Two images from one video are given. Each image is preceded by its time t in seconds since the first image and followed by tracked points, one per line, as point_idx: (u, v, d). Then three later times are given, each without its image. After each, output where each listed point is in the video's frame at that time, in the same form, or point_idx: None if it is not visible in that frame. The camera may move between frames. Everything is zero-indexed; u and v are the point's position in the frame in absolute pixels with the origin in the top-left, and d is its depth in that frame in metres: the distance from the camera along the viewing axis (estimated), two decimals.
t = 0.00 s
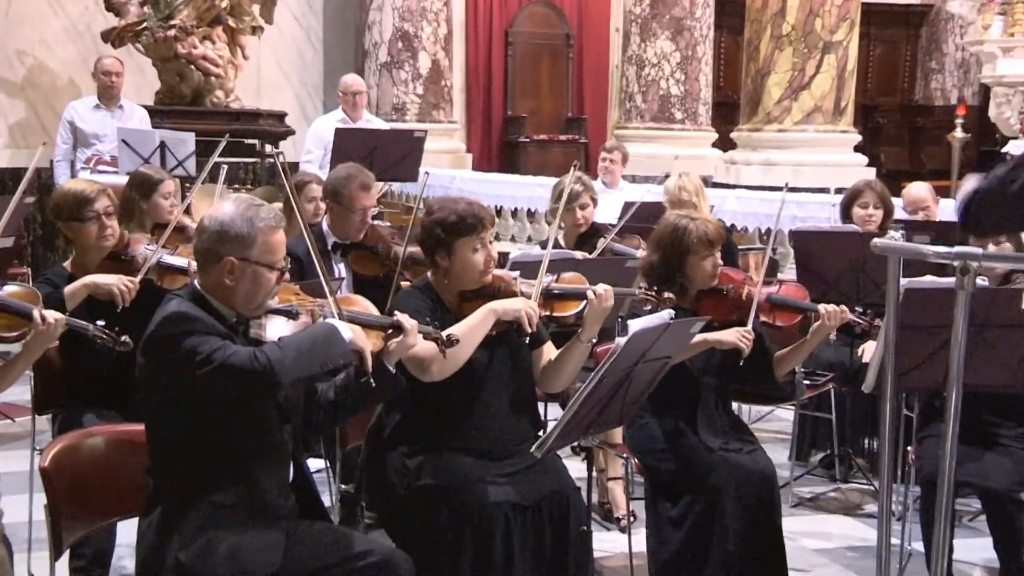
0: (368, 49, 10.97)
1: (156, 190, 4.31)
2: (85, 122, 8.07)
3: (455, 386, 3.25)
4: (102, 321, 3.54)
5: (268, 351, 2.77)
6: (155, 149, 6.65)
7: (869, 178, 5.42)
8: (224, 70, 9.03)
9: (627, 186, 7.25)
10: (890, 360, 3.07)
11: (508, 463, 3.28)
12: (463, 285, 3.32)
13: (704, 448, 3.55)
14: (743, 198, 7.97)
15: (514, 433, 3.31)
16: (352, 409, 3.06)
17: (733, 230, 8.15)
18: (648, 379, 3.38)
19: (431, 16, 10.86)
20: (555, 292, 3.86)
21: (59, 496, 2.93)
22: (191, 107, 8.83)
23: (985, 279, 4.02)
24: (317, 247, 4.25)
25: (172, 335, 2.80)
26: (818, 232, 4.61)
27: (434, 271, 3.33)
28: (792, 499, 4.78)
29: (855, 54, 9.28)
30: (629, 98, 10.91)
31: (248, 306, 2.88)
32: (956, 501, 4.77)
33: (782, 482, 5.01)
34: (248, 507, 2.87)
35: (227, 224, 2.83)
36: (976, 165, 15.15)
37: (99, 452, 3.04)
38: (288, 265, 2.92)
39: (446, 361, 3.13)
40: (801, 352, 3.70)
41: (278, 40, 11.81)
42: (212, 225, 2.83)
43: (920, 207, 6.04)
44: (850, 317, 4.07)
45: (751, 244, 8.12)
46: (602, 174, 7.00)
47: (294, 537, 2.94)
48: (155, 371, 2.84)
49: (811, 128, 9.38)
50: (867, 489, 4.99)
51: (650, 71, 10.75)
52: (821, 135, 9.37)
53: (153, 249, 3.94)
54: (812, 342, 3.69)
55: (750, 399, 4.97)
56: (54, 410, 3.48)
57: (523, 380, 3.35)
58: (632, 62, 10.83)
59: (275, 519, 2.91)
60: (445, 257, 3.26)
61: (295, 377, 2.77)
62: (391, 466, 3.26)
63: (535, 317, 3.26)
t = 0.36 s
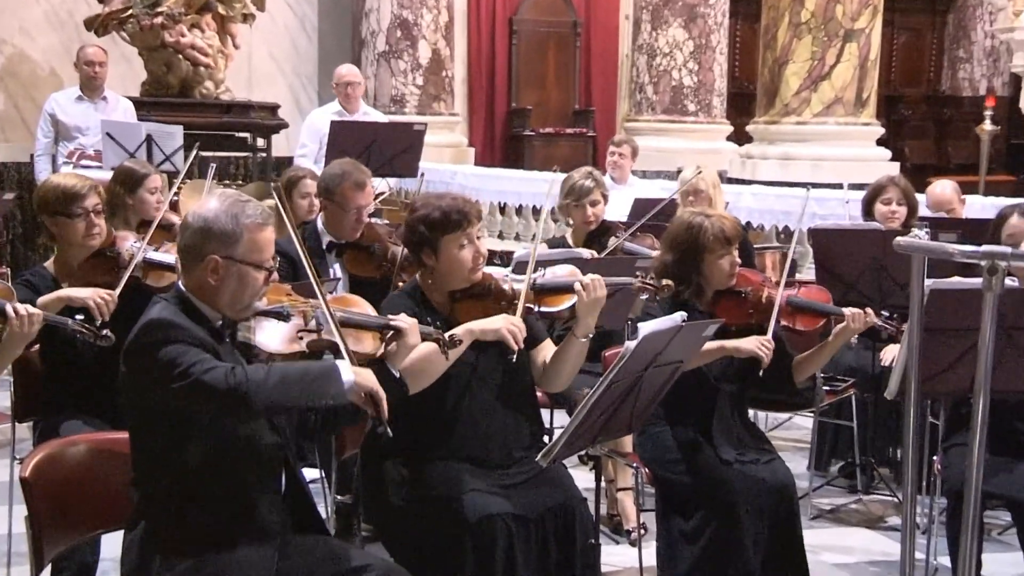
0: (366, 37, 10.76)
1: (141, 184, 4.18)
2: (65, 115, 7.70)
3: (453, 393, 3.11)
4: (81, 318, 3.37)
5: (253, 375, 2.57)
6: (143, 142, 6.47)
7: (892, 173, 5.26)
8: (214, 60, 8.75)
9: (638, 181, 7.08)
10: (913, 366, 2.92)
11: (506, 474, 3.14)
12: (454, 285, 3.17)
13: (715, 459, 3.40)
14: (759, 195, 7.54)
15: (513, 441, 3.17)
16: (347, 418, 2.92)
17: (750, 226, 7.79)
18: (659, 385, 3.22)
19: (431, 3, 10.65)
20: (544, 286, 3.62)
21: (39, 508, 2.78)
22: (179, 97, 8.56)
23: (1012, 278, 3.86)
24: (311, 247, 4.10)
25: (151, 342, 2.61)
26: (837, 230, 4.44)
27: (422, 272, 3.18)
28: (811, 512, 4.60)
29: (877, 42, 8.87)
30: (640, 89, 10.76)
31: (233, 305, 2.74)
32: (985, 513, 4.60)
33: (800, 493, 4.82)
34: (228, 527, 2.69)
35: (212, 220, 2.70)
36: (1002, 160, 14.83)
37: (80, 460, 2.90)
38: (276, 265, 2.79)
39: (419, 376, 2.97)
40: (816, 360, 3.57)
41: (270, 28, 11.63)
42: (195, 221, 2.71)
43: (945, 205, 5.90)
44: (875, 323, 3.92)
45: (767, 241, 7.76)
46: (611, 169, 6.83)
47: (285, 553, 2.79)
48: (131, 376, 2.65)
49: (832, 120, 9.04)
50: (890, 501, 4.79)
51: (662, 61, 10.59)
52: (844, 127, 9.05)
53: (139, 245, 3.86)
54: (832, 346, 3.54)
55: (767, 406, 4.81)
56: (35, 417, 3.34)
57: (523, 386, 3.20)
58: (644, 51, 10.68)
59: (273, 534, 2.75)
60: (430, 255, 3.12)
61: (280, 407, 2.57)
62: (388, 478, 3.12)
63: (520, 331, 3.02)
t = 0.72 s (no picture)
0: (362, 24, 10.26)
1: (128, 178, 4.12)
2: (47, 108, 7.37)
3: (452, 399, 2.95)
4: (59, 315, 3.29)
5: (230, 414, 2.38)
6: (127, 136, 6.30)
7: (918, 167, 5.08)
8: (202, 49, 8.52)
9: (648, 176, 6.88)
10: (938, 369, 2.78)
11: (507, 482, 2.98)
12: (447, 282, 3.02)
13: (728, 467, 3.24)
14: (775, 189, 7.17)
15: (515, 448, 3.02)
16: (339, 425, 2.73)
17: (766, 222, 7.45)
18: (669, 390, 3.06)
19: None
20: (538, 283, 3.41)
21: (16, 518, 2.63)
22: (166, 88, 8.38)
23: None
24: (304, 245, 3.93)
25: (131, 351, 2.46)
26: (859, 227, 4.23)
27: (416, 271, 3.05)
28: (830, 524, 4.41)
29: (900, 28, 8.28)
30: (650, 79, 10.26)
31: (220, 308, 2.58)
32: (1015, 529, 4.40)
33: (818, 505, 4.63)
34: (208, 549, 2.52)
35: (195, 216, 2.55)
36: None
37: (60, 470, 2.75)
38: (264, 262, 2.65)
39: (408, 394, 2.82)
40: (834, 368, 3.42)
41: (261, 14, 11.36)
42: (178, 218, 2.55)
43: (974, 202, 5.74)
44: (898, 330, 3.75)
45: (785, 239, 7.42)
46: (619, 163, 6.65)
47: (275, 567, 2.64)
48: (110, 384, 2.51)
49: (852, 112, 8.44)
50: (913, 513, 4.58)
51: (673, 49, 10.06)
52: (864, 119, 8.43)
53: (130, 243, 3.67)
54: (854, 353, 3.39)
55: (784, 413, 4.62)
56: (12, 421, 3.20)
57: (525, 390, 3.05)
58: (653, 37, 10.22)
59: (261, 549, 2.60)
60: (422, 250, 2.99)
61: (254, 458, 2.37)
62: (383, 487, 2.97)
63: (504, 376, 2.75)
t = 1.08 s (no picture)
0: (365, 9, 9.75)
1: (120, 170, 3.98)
2: (35, 96, 7.09)
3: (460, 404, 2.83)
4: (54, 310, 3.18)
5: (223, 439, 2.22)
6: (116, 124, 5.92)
7: (951, 159, 4.92)
8: (196, 33, 8.32)
9: (665, 168, 6.70)
10: (973, 370, 2.66)
11: (517, 491, 2.83)
12: (463, 282, 2.88)
13: (750, 475, 3.09)
14: (800, 181, 6.83)
15: (526, 455, 2.86)
16: (337, 433, 2.62)
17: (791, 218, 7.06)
18: (689, 394, 2.91)
19: None
20: (562, 284, 3.25)
21: None
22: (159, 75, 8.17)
23: None
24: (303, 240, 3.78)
25: (126, 348, 2.30)
26: (888, 221, 3.94)
27: (431, 270, 2.91)
28: (859, 535, 4.21)
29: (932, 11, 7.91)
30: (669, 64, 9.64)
31: (213, 306, 2.41)
32: None
33: (846, 514, 4.42)
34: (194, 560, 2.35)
35: (186, 209, 2.39)
36: None
37: (50, 477, 2.61)
38: (261, 257, 2.48)
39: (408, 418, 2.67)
40: (862, 370, 3.26)
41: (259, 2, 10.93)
42: (170, 210, 2.40)
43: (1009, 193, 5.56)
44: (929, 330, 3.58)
45: (810, 234, 7.14)
46: (636, 154, 6.52)
47: None
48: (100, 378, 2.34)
49: (882, 99, 8.02)
50: (946, 523, 4.37)
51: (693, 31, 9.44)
52: (895, 107, 8.00)
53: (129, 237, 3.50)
54: (882, 354, 3.24)
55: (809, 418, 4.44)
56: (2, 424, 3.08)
57: (537, 392, 2.90)
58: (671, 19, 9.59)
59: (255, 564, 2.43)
60: (439, 245, 2.84)
61: (248, 488, 2.21)
62: (387, 495, 2.84)
63: (505, 427, 2.59)
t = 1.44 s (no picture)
0: None
1: (109, 162, 3.84)
2: (20, 84, 7.03)
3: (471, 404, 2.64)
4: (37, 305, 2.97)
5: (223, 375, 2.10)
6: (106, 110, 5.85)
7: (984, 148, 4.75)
8: (186, 17, 8.31)
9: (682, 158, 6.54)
10: (1008, 374, 2.49)
11: (527, 501, 2.68)
12: (473, 281, 2.73)
13: (772, 485, 2.94)
14: (825, 173, 6.69)
15: (536, 464, 2.70)
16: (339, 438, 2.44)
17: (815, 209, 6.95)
18: (709, 395, 2.75)
19: None
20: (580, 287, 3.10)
21: None
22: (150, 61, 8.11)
23: None
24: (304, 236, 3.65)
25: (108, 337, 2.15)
26: (918, 216, 3.80)
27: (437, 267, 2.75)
28: (887, 547, 3.98)
29: None
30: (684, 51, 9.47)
31: (211, 301, 2.27)
32: None
33: (873, 526, 4.19)
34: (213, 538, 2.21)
35: (182, 200, 2.24)
36: None
37: (34, 488, 2.42)
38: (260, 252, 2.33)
39: (423, 408, 2.52)
40: (891, 369, 3.11)
41: None
42: (164, 201, 2.25)
43: None
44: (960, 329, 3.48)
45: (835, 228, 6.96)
46: (651, 145, 6.33)
47: None
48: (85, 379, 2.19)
49: (913, 87, 7.86)
50: (981, 535, 4.12)
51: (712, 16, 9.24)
52: (927, 94, 7.84)
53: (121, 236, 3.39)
54: (909, 353, 3.10)
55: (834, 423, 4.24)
56: None
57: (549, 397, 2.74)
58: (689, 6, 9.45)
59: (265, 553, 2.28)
60: (449, 245, 2.68)
61: (258, 413, 2.09)
62: (391, 504, 2.66)
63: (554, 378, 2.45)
